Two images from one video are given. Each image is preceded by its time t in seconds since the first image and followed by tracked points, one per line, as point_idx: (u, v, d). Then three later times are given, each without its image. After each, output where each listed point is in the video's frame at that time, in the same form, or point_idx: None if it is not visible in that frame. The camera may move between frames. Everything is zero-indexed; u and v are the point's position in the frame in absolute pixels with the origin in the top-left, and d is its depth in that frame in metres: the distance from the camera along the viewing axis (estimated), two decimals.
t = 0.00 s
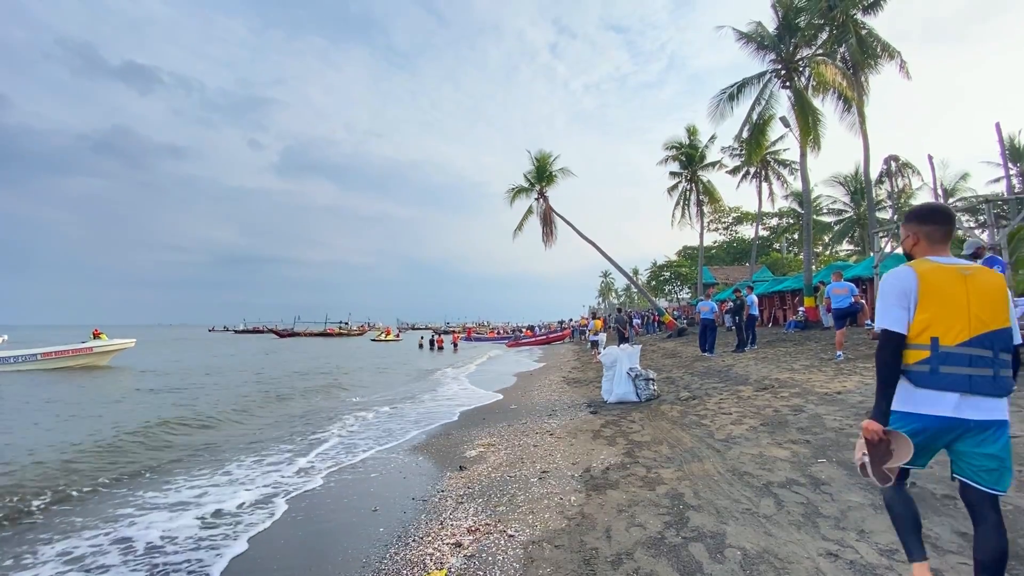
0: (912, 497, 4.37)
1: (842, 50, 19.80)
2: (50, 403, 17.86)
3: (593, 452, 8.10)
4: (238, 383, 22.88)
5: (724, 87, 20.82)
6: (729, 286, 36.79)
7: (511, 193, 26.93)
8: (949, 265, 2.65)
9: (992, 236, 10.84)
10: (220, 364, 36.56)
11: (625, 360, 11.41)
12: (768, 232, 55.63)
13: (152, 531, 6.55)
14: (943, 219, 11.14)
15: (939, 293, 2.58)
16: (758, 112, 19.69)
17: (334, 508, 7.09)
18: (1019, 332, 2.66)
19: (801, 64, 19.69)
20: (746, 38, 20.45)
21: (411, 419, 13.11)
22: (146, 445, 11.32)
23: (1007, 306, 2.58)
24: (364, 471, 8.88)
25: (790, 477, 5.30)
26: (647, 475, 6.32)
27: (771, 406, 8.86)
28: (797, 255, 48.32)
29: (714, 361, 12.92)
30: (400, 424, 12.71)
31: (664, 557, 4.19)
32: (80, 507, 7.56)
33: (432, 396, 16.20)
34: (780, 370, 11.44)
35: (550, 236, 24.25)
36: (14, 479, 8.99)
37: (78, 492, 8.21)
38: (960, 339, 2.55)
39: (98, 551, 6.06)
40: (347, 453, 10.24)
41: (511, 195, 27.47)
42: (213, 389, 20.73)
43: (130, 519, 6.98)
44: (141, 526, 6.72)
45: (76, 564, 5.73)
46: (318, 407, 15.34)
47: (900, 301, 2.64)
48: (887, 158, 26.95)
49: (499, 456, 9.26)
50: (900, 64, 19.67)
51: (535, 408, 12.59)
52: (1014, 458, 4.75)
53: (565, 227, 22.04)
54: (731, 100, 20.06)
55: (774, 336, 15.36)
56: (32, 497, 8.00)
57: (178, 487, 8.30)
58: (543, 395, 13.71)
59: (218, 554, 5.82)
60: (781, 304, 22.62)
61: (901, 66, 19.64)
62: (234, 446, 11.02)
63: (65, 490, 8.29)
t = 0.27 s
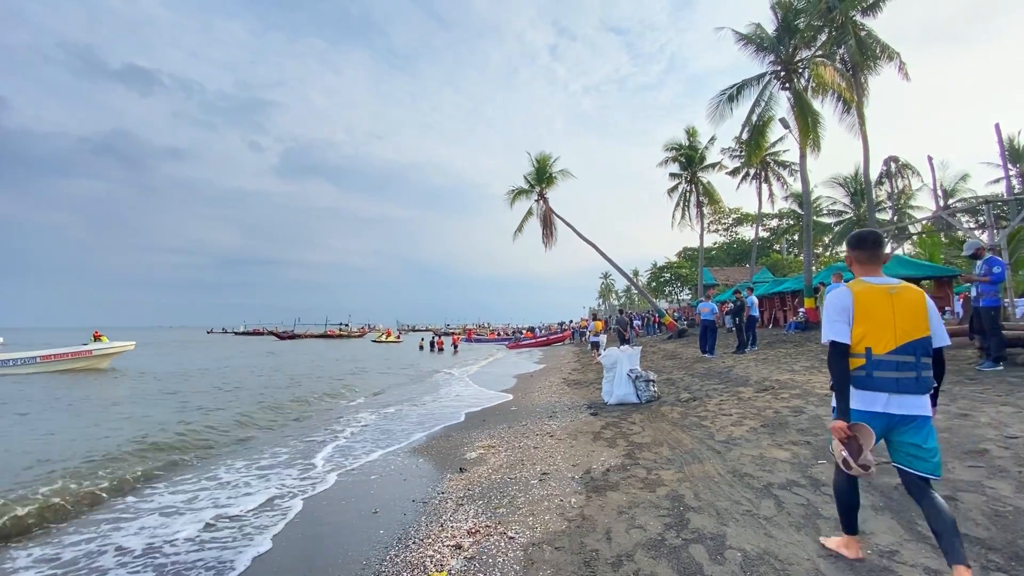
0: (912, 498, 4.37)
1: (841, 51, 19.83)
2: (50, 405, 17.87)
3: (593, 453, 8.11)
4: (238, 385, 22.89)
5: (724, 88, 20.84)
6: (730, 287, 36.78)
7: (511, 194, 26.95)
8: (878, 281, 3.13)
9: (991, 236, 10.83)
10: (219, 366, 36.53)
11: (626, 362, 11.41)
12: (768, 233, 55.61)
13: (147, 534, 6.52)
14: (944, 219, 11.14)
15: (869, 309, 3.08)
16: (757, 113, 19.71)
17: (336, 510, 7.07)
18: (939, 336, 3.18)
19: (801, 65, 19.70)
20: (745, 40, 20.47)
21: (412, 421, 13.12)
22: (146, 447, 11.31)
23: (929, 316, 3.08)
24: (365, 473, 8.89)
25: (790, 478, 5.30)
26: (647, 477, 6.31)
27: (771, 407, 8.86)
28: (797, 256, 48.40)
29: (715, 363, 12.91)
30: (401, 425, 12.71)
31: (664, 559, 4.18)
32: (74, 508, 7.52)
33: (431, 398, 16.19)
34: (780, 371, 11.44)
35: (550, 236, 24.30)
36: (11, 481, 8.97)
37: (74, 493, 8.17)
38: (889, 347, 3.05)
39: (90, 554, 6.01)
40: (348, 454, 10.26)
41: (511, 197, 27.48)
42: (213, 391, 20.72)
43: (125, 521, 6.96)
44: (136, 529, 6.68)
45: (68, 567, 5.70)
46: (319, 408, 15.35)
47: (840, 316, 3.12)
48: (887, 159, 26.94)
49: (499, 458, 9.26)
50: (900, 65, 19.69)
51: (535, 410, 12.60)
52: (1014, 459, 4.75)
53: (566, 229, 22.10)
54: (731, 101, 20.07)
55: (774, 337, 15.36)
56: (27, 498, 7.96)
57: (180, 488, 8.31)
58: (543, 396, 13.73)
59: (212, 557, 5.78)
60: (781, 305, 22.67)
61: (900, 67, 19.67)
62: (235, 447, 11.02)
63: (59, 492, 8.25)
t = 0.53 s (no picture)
0: (913, 498, 4.37)
1: (841, 52, 19.85)
2: (51, 407, 17.88)
3: (594, 454, 8.11)
4: (238, 386, 22.88)
5: (724, 89, 20.84)
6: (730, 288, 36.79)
7: (511, 195, 26.97)
8: (830, 283, 3.64)
9: (991, 237, 10.82)
10: (220, 368, 36.58)
11: (626, 363, 11.40)
12: (768, 233, 55.59)
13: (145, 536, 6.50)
14: (944, 220, 11.14)
15: (823, 307, 3.58)
16: (757, 114, 19.71)
17: (337, 511, 7.08)
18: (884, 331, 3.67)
19: (800, 66, 19.68)
20: (745, 40, 20.46)
21: (413, 422, 13.13)
22: (147, 448, 11.33)
23: (875, 314, 3.57)
24: (366, 474, 8.91)
25: (790, 479, 5.29)
26: (647, 478, 6.31)
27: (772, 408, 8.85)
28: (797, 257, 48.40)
29: (716, 364, 12.91)
30: (402, 426, 12.73)
31: (664, 560, 4.18)
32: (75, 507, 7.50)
33: (431, 399, 16.19)
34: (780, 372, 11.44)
35: (551, 237, 24.34)
36: (13, 483, 9.00)
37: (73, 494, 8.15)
38: (840, 339, 3.52)
39: (89, 556, 6.00)
40: (349, 455, 10.30)
41: (511, 198, 27.49)
42: (214, 393, 20.72)
43: (126, 522, 6.99)
44: (133, 532, 6.67)
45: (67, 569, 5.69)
46: (320, 409, 15.37)
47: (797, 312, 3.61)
48: (887, 160, 26.94)
49: (499, 460, 9.26)
50: (900, 66, 19.68)
51: (536, 411, 12.60)
52: (1015, 459, 4.75)
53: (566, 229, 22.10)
54: (731, 102, 20.06)
55: (774, 338, 15.35)
56: (29, 500, 7.98)
57: (181, 490, 8.33)
58: (543, 398, 13.73)
59: (212, 559, 5.78)
60: (781, 306, 22.68)
61: (900, 67, 19.66)
62: (237, 448, 11.06)
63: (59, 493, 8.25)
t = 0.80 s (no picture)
0: (913, 498, 4.36)
1: (841, 52, 19.84)
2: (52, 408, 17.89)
3: (594, 454, 8.10)
4: (239, 387, 22.89)
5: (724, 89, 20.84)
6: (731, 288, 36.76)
7: (512, 196, 26.95)
8: (805, 291, 4.01)
9: (992, 236, 10.80)
10: (220, 368, 36.60)
11: (626, 363, 11.39)
12: (768, 233, 55.53)
13: (141, 537, 6.48)
14: (944, 219, 11.12)
15: (793, 312, 3.97)
16: (757, 114, 19.71)
17: (338, 511, 7.08)
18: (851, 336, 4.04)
19: (800, 66, 19.66)
20: (745, 40, 20.45)
21: (413, 422, 13.13)
22: (149, 448, 11.35)
23: (843, 318, 3.90)
24: (367, 474, 8.91)
25: (790, 479, 5.28)
26: (648, 478, 6.30)
27: (772, 408, 8.84)
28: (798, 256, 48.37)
29: (716, 364, 12.90)
30: (403, 426, 12.74)
31: (664, 560, 4.17)
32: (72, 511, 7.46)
33: (431, 400, 16.17)
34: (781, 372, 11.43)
35: (551, 238, 24.35)
36: (14, 483, 9.01)
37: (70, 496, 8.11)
38: (810, 341, 3.91)
39: (84, 557, 5.97)
40: (350, 455, 10.31)
41: (511, 198, 27.47)
42: (214, 393, 20.72)
43: (127, 522, 7.00)
44: (130, 533, 6.64)
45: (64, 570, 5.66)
46: (322, 409, 15.38)
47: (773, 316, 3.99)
48: (887, 159, 26.91)
49: (499, 460, 9.25)
50: (900, 65, 19.66)
51: (536, 411, 12.60)
52: (1015, 459, 4.74)
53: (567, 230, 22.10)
54: (731, 102, 20.06)
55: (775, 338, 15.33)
56: (30, 501, 7.99)
57: (182, 490, 8.34)
58: (543, 398, 13.71)
59: (209, 559, 5.76)
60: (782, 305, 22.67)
61: (901, 67, 19.64)
62: (239, 448, 11.08)
63: (58, 495, 8.21)
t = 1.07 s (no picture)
0: (916, 498, 4.35)
1: (842, 50, 19.83)
2: (52, 408, 17.88)
3: (595, 454, 8.09)
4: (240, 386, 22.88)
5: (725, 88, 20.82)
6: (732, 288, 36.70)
7: (512, 195, 26.92)
8: (787, 287, 4.64)
9: (993, 234, 10.78)
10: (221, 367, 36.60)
11: (627, 362, 11.38)
12: (769, 233, 55.43)
13: (137, 536, 6.50)
14: (946, 218, 11.11)
15: (781, 306, 4.55)
16: (758, 113, 19.70)
17: (339, 510, 7.07)
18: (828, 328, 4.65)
19: (802, 65, 19.63)
20: (746, 39, 20.44)
21: (414, 421, 13.12)
22: (150, 448, 11.37)
23: (820, 313, 4.55)
24: (368, 473, 8.91)
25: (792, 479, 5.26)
26: (649, 477, 6.28)
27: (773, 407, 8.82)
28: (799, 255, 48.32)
29: (717, 363, 12.88)
30: (404, 426, 12.74)
31: (666, 560, 4.16)
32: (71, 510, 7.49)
33: (432, 399, 16.15)
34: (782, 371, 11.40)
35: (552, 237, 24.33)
36: (16, 482, 9.03)
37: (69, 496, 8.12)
38: (791, 330, 4.52)
39: (82, 555, 6.00)
40: (351, 454, 10.31)
41: (512, 197, 27.45)
42: (215, 393, 20.72)
43: (129, 520, 7.01)
44: (128, 532, 6.66)
45: (63, 569, 5.69)
46: (323, 409, 15.40)
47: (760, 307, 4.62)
48: (889, 158, 26.87)
49: (500, 459, 9.24)
50: (902, 64, 19.63)
51: (537, 410, 12.59)
52: (1018, 459, 4.73)
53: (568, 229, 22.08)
54: (732, 101, 20.05)
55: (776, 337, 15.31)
56: (32, 500, 8.00)
57: (184, 489, 8.34)
58: (544, 397, 13.70)
59: (205, 559, 5.76)
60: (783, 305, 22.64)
61: (902, 65, 19.61)
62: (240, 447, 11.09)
63: (58, 495, 8.22)
